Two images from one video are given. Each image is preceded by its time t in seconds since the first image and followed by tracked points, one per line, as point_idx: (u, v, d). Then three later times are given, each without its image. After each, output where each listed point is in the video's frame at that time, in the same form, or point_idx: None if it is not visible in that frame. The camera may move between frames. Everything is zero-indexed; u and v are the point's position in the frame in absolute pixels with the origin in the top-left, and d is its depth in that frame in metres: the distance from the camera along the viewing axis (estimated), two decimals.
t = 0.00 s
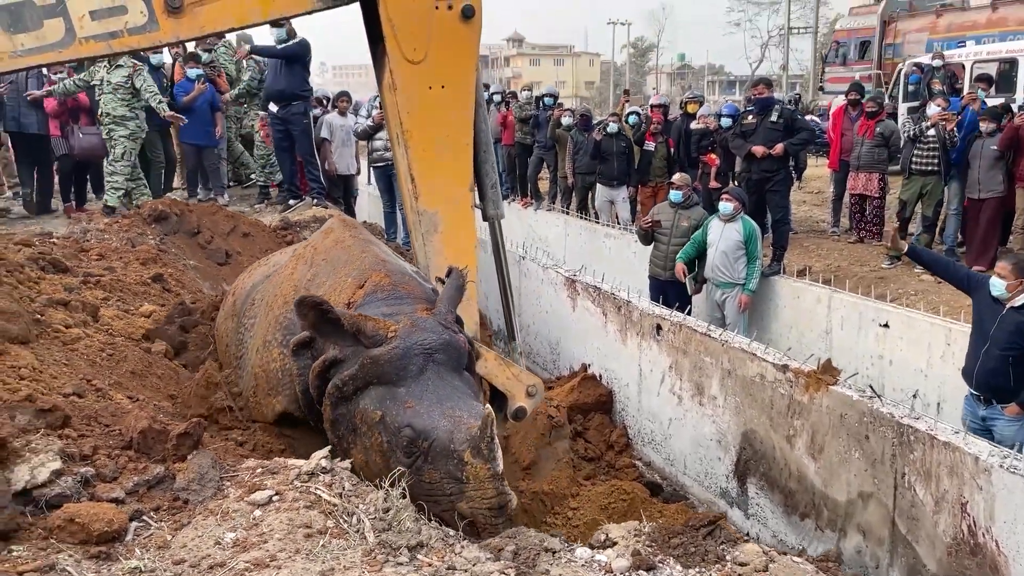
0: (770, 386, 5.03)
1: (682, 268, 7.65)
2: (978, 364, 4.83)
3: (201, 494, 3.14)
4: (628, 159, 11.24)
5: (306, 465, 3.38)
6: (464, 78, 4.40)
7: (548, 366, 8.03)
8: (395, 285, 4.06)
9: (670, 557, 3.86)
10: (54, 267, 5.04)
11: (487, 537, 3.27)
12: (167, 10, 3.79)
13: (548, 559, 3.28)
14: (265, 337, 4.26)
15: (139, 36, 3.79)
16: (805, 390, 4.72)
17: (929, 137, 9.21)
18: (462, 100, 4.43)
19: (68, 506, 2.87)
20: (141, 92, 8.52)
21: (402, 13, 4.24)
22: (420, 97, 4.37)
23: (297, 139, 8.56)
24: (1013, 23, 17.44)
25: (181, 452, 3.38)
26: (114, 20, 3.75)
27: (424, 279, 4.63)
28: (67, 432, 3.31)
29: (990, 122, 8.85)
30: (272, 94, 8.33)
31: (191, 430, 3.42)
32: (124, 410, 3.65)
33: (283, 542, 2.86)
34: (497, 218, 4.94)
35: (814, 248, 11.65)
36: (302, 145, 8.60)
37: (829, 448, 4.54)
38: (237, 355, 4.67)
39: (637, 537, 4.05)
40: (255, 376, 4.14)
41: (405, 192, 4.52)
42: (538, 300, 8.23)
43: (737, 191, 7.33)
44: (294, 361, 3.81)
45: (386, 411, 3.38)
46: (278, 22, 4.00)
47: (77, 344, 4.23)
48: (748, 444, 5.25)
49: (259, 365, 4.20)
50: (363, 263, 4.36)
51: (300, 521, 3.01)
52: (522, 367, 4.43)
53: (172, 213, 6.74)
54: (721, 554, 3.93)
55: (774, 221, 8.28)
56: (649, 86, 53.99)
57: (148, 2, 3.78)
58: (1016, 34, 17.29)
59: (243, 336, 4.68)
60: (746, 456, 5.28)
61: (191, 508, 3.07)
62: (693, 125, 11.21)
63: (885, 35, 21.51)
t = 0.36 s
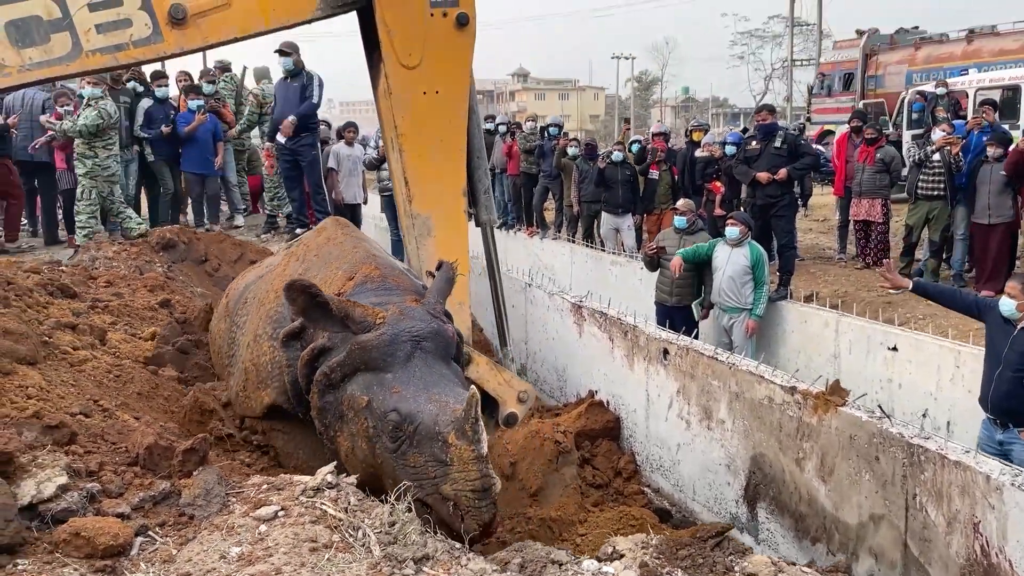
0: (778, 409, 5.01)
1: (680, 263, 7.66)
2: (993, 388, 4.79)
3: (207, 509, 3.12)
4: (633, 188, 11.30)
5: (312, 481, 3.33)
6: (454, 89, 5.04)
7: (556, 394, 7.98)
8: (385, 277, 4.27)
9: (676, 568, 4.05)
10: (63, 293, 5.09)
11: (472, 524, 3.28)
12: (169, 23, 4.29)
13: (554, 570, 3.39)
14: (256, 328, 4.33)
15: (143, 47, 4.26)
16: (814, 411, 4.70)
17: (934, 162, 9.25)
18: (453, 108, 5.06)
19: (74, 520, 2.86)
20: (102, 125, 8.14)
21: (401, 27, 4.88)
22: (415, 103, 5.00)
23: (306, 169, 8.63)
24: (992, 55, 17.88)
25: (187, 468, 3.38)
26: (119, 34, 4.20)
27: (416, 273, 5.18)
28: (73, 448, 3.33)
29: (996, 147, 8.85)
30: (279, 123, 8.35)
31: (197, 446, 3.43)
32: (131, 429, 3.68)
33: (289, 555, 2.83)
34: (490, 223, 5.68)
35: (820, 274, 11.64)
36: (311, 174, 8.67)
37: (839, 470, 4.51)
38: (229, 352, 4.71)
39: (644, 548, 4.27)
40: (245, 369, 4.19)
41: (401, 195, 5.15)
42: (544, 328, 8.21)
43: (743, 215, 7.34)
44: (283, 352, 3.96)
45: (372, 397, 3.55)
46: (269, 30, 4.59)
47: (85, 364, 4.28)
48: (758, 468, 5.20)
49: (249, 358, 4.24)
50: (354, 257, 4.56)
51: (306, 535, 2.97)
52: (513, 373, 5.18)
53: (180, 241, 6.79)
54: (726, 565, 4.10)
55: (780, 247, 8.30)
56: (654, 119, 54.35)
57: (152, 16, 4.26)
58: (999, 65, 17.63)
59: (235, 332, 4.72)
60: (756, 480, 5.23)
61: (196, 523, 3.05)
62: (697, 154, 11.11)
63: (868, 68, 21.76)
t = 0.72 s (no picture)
0: (789, 423, 4.97)
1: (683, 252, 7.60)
2: (1010, 403, 4.75)
3: (212, 505, 3.10)
4: (640, 211, 11.35)
5: (319, 478, 3.31)
6: (451, 81, 5.21)
7: (563, 415, 7.87)
8: (379, 254, 4.44)
9: (688, 560, 4.24)
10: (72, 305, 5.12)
11: (465, 485, 3.30)
12: (174, 18, 4.46)
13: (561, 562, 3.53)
14: (250, 307, 4.39)
15: (149, 42, 4.41)
16: (825, 424, 4.67)
17: (942, 183, 9.22)
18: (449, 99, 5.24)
19: (78, 512, 2.84)
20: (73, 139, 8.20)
21: (399, 21, 5.08)
22: (412, 95, 5.18)
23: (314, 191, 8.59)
24: (969, 85, 18.47)
25: (192, 466, 3.41)
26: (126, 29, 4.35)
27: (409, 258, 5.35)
28: (80, 444, 3.33)
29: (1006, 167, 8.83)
30: (289, 146, 8.33)
31: (203, 443, 3.48)
32: (137, 428, 3.66)
33: (295, 548, 2.80)
34: (484, 215, 5.79)
35: (829, 296, 11.61)
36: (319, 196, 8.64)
37: (851, 483, 4.46)
38: (222, 340, 4.71)
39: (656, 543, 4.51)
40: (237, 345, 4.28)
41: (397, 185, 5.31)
42: (552, 348, 8.13)
43: (751, 234, 7.34)
44: (276, 326, 4.07)
45: (366, 364, 3.68)
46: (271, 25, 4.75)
47: (92, 369, 4.30)
48: (769, 484, 5.14)
49: (244, 336, 4.29)
50: (349, 237, 4.77)
51: (311, 529, 2.94)
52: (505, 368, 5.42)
53: (188, 259, 6.83)
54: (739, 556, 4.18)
55: (788, 267, 8.29)
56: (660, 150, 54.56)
57: (157, 12, 4.41)
58: (979, 94, 18.15)
59: (229, 316, 4.73)
60: (767, 496, 5.16)
61: (202, 518, 3.02)
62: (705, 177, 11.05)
63: (850, 99, 21.95)
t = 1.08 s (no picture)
0: (797, 437, 4.92)
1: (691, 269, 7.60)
2: None
3: (214, 507, 3.08)
4: (646, 231, 11.34)
5: (321, 482, 3.29)
6: (446, 72, 5.20)
7: (570, 434, 7.78)
8: (369, 232, 4.66)
9: (693, 558, 4.43)
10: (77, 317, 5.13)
11: (457, 450, 3.35)
12: (175, 14, 4.40)
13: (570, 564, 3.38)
14: (242, 290, 4.49)
15: (151, 38, 4.36)
16: (833, 438, 4.63)
17: (951, 201, 9.16)
18: (444, 90, 5.23)
19: (79, 513, 2.82)
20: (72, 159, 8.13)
21: (395, 11, 5.07)
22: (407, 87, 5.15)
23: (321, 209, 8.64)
24: (949, 110, 19.27)
25: (194, 470, 3.40)
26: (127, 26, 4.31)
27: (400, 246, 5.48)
28: (81, 446, 3.30)
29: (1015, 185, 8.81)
30: (296, 166, 8.33)
31: (204, 447, 3.48)
32: (138, 432, 3.64)
33: (296, 549, 2.77)
34: (479, 208, 5.99)
35: (836, 316, 11.57)
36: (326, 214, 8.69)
37: (861, 498, 4.40)
38: (213, 330, 4.79)
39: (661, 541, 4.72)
40: (229, 327, 4.37)
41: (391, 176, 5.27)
42: (558, 366, 8.05)
43: (757, 251, 7.32)
44: (268, 306, 4.21)
45: (356, 335, 3.79)
46: (271, 19, 4.69)
47: (96, 378, 4.29)
48: (778, 500, 5.07)
49: (236, 317, 4.39)
50: (342, 218, 5.03)
51: (313, 531, 2.91)
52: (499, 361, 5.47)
53: (194, 275, 6.84)
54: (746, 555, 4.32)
55: (795, 284, 8.27)
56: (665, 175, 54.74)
57: (157, 8, 4.36)
58: (958, 118, 18.97)
59: (221, 303, 4.83)
60: (776, 513, 5.09)
61: (203, 521, 2.99)
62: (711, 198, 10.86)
63: (839, 124, 22.88)
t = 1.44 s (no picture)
0: (809, 454, 4.89)
1: (700, 290, 7.57)
2: None
3: (223, 519, 3.07)
4: (653, 250, 11.33)
5: (329, 493, 3.29)
6: (444, 67, 5.02)
7: (579, 455, 7.73)
8: (361, 218, 4.67)
9: (706, 570, 4.45)
10: (87, 335, 5.17)
11: (443, 422, 3.19)
12: (180, 17, 4.23)
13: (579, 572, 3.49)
14: (237, 280, 4.53)
15: (158, 43, 4.18)
16: (845, 455, 4.59)
17: (959, 220, 9.16)
18: (442, 86, 5.03)
19: (88, 523, 2.81)
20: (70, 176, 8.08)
21: (391, 5, 4.91)
22: (404, 82, 4.97)
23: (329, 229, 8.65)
24: (935, 133, 19.85)
25: (203, 481, 3.39)
26: (133, 30, 4.16)
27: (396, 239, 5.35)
28: (90, 458, 3.30)
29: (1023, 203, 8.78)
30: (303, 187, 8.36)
31: (213, 458, 3.47)
32: (147, 445, 3.64)
33: (305, 560, 2.76)
34: (476, 206, 5.58)
35: (845, 335, 11.54)
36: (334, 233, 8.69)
37: (874, 516, 4.36)
38: (210, 326, 4.80)
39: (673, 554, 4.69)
40: (222, 315, 4.42)
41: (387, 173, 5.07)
42: (567, 385, 8.01)
43: (765, 269, 7.27)
44: (259, 290, 4.26)
45: (345, 314, 3.77)
46: (277, 19, 4.53)
47: (105, 394, 4.30)
48: (789, 519, 5.03)
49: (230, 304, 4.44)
50: (335, 206, 5.01)
51: (322, 542, 2.90)
52: (496, 358, 5.00)
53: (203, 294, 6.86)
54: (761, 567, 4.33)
55: (804, 302, 8.25)
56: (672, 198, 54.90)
57: (162, 10, 4.20)
58: (944, 141, 19.54)
59: (217, 296, 4.88)
60: (788, 532, 5.04)
61: (211, 532, 2.99)
62: (720, 217, 10.84)
63: (829, 148, 23.93)
